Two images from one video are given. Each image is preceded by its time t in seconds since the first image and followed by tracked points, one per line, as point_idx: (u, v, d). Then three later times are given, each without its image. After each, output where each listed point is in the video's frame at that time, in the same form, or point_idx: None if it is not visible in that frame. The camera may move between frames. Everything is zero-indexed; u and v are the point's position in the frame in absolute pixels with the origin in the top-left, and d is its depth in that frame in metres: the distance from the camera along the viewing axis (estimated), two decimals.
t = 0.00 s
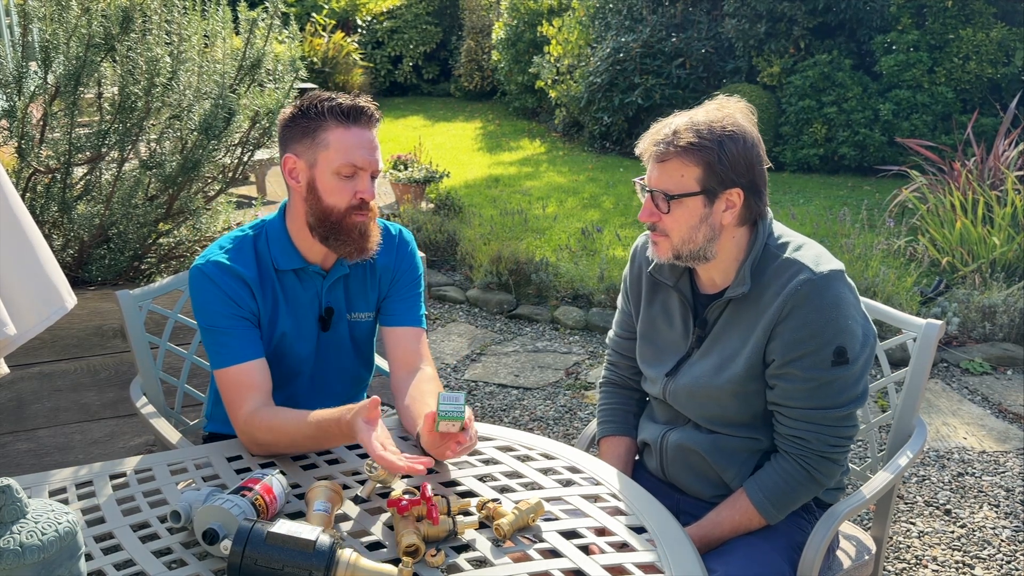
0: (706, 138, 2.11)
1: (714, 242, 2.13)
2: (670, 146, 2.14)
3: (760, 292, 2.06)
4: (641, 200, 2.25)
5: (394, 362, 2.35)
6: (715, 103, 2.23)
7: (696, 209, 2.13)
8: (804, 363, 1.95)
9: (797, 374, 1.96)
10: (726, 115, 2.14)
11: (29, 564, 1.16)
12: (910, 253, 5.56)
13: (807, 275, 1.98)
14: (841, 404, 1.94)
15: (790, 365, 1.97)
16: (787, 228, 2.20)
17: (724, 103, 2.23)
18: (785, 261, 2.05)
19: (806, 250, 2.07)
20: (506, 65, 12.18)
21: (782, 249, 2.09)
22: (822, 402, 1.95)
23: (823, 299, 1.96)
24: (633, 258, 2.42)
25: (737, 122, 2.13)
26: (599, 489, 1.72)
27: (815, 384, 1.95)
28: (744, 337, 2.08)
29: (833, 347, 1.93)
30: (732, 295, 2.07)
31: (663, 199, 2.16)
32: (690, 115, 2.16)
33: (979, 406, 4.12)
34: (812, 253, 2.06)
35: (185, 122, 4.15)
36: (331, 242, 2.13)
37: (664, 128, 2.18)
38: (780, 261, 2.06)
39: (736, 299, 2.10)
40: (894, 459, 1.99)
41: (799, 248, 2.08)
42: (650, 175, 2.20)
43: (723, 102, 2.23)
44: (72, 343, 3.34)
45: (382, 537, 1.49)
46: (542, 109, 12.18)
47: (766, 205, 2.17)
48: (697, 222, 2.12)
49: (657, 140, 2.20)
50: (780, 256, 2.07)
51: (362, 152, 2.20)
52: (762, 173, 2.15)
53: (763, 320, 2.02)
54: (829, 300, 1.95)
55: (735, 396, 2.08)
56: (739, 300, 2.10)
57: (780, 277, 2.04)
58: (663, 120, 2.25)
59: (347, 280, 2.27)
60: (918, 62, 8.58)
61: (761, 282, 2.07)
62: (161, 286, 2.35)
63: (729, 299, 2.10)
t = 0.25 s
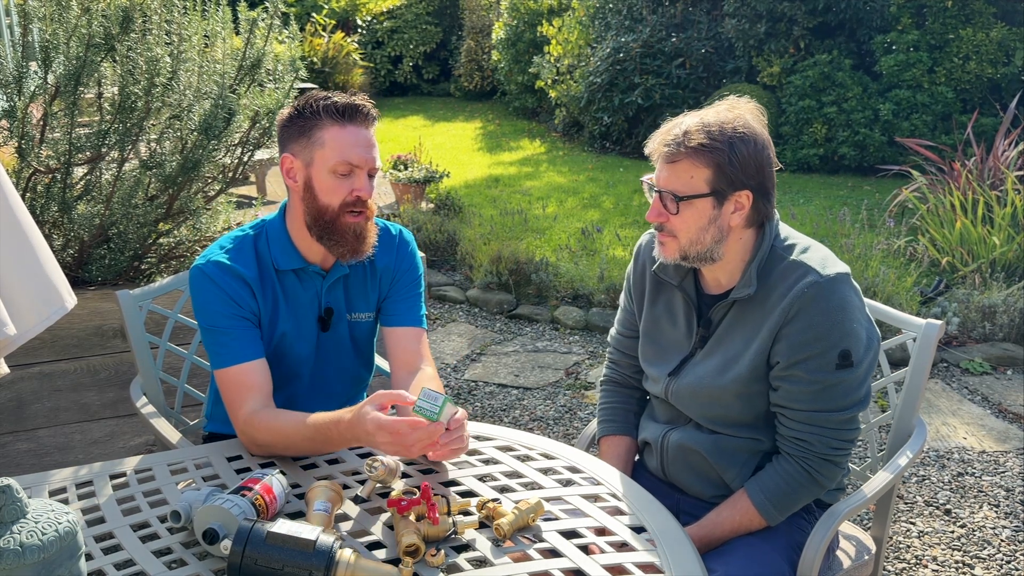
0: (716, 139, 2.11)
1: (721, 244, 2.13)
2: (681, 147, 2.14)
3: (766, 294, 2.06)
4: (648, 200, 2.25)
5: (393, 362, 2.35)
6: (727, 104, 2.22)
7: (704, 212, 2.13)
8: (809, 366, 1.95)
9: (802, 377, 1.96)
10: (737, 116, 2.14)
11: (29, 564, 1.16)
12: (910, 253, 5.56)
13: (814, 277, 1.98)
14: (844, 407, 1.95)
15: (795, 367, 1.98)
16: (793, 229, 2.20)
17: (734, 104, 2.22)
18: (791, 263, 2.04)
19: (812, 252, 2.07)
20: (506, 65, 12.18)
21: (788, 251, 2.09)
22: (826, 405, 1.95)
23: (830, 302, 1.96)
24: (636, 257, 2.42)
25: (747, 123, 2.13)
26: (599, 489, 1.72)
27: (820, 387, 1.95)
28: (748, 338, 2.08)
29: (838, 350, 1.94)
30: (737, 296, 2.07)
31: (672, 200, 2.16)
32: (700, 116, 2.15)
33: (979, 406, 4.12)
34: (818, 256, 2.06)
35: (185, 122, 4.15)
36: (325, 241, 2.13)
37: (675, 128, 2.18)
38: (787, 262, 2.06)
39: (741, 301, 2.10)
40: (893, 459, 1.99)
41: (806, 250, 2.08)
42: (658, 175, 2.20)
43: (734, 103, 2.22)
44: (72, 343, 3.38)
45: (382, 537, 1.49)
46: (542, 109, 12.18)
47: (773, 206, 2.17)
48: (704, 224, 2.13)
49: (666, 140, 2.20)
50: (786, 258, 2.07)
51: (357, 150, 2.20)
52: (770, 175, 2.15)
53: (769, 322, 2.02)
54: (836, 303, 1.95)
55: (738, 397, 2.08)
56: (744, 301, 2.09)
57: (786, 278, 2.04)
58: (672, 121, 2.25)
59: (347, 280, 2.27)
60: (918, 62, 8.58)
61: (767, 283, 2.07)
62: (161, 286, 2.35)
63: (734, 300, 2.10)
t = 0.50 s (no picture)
0: (719, 141, 2.11)
1: (722, 244, 2.13)
2: (684, 147, 2.14)
3: (768, 296, 2.06)
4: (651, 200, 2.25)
5: (393, 362, 2.35)
6: (736, 107, 2.22)
7: (705, 212, 2.13)
8: (810, 367, 1.95)
9: (803, 379, 1.96)
10: (746, 118, 2.14)
11: (29, 564, 1.16)
12: (910, 253, 5.56)
13: (816, 279, 1.98)
14: (845, 410, 1.95)
15: (797, 369, 1.98)
16: (795, 231, 2.20)
17: (743, 107, 2.22)
18: (794, 265, 2.04)
19: (815, 253, 2.07)
20: (506, 65, 12.18)
21: (791, 252, 2.09)
22: (827, 407, 1.95)
23: (832, 304, 1.95)
24: (637, 256, 2.42)
25: (753, 125, 2.12)
26: (599, 489, 1.72)
27: (821, 389, 1.95)
28: (750, 339, 2.07)
29: (840, 352, 1.94)
30: (739, 297, 2.07)
31: (674, 200, 2.16)
32: (704, 117, 2.15)
33: (979, 406, 4.12)
34: (821, 257, 2.06)
35: (185, 122, 4.15)
36: (325, 244, 2.13)
37: (679, 129, 2.17)
38: (789, 263, 2.05)
39: (743, 302, 2.10)
40: (893, 459, 1.99)
41: (808, 251, 2.08)
42: (661, 175, 2.20)
43: (744, 107, 2.22)
44: (72, 343, 3.39)
45: (383, 537, 1.49)
46: (542, 109, 12.19)
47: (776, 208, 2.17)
48: (704, 225, 2.12)
49: (670, 140, 2.20)
50: (789, 259, 2.07)
51: (356, 151, 2.20)
52: (776, 177, 2.15)
53: (770, 323, 2.02)
54: (838, 305, 1.95)
55: (739, 397, 2.08)
56: (745, 302, 2.09)
57: (788, 280, 2.04)
58: (676, 121, 2.25)
59: (346, 281, 2.27)
60: (918, 62, 8.58)
61: (770, 285, 2.07)
62: (161, 286, 2.35)
63: (736, 301, 2.10)
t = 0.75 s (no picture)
0: (719, 142, 2.11)
1: (722, 245, 2.13)
2: (684, 147, 2.14)
3: (768, 296, 2.06)
4: (651, 200, 2.25)
5: (393, 361, 2.35)
6: (737, 109, 2.23)
7: (705, 213, 2.13)
8: (811, 368, 1.96)
9: (804, 379, 1.97)
10: (748, 120, 2.14)
11: (29, 564, 1.16)
12: (910, 253, 5.56)
13: (817, 279, 1.98)
14: (845, 410, 1.95)
15: (797, 369, 1.98)
16: (796, 231, 2.20)
17: (744, 108, 2.22)
18: (794, 265, 2.04)
19: (816, 254, 2.07)
20: (506, 65, 12.18)
21: (791, 252, 2.09)
22: (827, 408, 1.95)
23: (832, 305, 1.96)
24: (638, 255, 2.42)
25: (755, 127, 2.12)
26: (599, 489, 1.72)
27: (821, 389, 1.95)
28: (750, 339, 2.08)
29: (840, 352, 1.94)
30: (739, 297, 2.07)
31: (674, 202, 2.16)
32: (706, 116, 2.15)
33: (979, 405, 4.13)
34: (821, 258, 2.06)
35: (185, 122, 4.16)
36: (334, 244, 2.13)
37: (680, 129, 2.17)
38: (790, 264, 2.05)
39: (743, 302, 2.10)
40: (893, 458, 2.00)
41: (809, 252, 2.08)
42: (661, 175, 2.20)
43: (745, 108, 2.22)
44: (72, 343, 3.39)
45: (382, 537, 1.49)
46: (542, 109, 12.19)
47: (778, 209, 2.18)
48: (704, 225, 2.12)
49: (671, 141, 2.19)
50: (790, 260, 2.07)
51: (363, 152, 2.20)
52: (776, 178, 2.15)
53: (771, 323, 2.02)
54: (838, 305, 1.96)
55: (739, 397, 2.09)
56: (745, 302, 2.10)
57: (788, 280, 2.04)
58: (677, 121, 2.25)
59: (346, 281, 2.27)
60: (918, 62, 8.58)
61: (770, 285, 2.07)
62: (161, 286, 2.35)
63: (736, 301, 2.10)
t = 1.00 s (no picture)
0: (718, 142, 2.10)
1: (722, 246, 2.13)
2: (684, 148, 2.13)
3: (768, 296, 2.06)
4: (652, 200, 2.25)
5: (393, 361, 2.35)
6: (731, 105, 2.22)
7: (705, 214, 2.12)
8: (811, 368, 1.95)
9: (804, 379, 1.96)
10: (740, 118, 2.14)
11: (28, 564, 1.16)
12: (910, 253, 5.56)
13: (817, 279, 1.98)
14: (846, 410, 1.94)
15: (798, 370, 1.97)
16: (795, 230, 2.20)
17: (739, 105, 2.22)
18: (794, 265, 2.04)
19: (816, 254, 2.07)
20: (506, 65, 12.17)
21: (791, 252, 2.09)
22: (827, 408, 1.95)
23: (833, 304, 1.95)
24: (637, 255, 2.42)
25: (754, 127, 2.11)
26: (599, 489, 1.72)
27: (822, 389, 1.94)
28: (750, 339, 2.07)
29: (841, 352, 1.93)
30: (739, 297, 2.07)
31: (674, 202, 2.16)
32: (706, 116, 2.15)
33: (979, 406, 4.12)
34: (822, 257, 2.05)
35: (185, 122, 4.16)
36: (336, 245, 2.13)
37: (679, 129, 2.17)
38: (790, 264, 2.05)
39: (743, 302, 2.10)
40: (893, 459, 1.99)
41: (809, 251, 2.08)
42: (661, 175, 2.19)
43: (740, 105, 2.22)
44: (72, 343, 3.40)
45: (382, 537, 1.49)
46: (542, 109, 12.19)
47: (777, 209, 2.17)
48: (704, 226, 2.12)
49: (671, 141, 2.19)
50: (789, 259, 2.06)
51: (364, 154, 2.20)
52: (775, 178, 2.15)
53: (771, 323, 2.02)
54: (839, 305, 1.95)
55: (739, 397, 2.08)
56: (746, 302, 2.09)
57: (788, 280, 2.03)
58: (676, 121, 2.25)
59: (346, 281, 2.26)
60: (918, 62, 8.58)
61: (770, 285, 2.06)
62: (161, 286, 2.35)
63: (737, 301, 2.09)
